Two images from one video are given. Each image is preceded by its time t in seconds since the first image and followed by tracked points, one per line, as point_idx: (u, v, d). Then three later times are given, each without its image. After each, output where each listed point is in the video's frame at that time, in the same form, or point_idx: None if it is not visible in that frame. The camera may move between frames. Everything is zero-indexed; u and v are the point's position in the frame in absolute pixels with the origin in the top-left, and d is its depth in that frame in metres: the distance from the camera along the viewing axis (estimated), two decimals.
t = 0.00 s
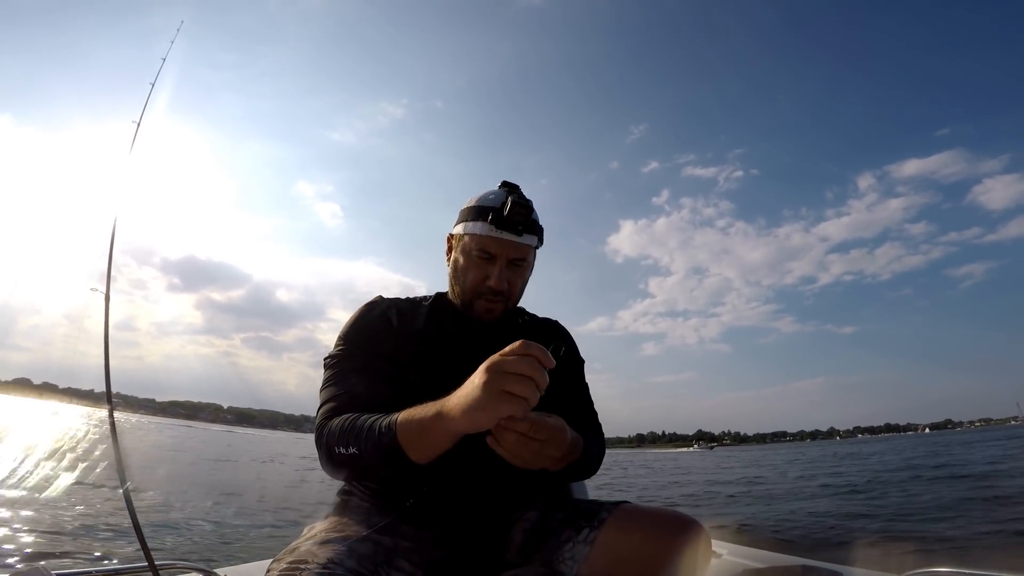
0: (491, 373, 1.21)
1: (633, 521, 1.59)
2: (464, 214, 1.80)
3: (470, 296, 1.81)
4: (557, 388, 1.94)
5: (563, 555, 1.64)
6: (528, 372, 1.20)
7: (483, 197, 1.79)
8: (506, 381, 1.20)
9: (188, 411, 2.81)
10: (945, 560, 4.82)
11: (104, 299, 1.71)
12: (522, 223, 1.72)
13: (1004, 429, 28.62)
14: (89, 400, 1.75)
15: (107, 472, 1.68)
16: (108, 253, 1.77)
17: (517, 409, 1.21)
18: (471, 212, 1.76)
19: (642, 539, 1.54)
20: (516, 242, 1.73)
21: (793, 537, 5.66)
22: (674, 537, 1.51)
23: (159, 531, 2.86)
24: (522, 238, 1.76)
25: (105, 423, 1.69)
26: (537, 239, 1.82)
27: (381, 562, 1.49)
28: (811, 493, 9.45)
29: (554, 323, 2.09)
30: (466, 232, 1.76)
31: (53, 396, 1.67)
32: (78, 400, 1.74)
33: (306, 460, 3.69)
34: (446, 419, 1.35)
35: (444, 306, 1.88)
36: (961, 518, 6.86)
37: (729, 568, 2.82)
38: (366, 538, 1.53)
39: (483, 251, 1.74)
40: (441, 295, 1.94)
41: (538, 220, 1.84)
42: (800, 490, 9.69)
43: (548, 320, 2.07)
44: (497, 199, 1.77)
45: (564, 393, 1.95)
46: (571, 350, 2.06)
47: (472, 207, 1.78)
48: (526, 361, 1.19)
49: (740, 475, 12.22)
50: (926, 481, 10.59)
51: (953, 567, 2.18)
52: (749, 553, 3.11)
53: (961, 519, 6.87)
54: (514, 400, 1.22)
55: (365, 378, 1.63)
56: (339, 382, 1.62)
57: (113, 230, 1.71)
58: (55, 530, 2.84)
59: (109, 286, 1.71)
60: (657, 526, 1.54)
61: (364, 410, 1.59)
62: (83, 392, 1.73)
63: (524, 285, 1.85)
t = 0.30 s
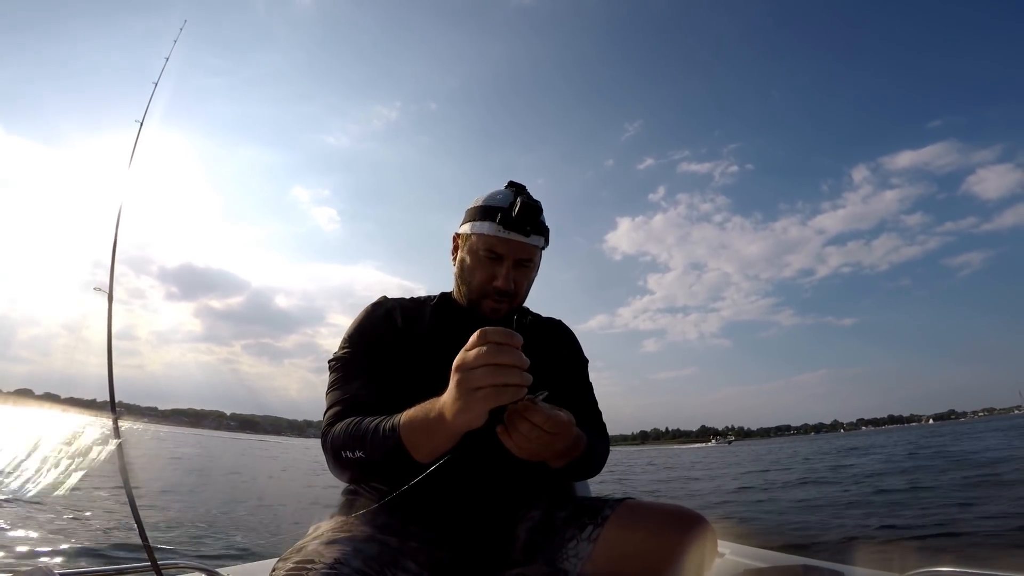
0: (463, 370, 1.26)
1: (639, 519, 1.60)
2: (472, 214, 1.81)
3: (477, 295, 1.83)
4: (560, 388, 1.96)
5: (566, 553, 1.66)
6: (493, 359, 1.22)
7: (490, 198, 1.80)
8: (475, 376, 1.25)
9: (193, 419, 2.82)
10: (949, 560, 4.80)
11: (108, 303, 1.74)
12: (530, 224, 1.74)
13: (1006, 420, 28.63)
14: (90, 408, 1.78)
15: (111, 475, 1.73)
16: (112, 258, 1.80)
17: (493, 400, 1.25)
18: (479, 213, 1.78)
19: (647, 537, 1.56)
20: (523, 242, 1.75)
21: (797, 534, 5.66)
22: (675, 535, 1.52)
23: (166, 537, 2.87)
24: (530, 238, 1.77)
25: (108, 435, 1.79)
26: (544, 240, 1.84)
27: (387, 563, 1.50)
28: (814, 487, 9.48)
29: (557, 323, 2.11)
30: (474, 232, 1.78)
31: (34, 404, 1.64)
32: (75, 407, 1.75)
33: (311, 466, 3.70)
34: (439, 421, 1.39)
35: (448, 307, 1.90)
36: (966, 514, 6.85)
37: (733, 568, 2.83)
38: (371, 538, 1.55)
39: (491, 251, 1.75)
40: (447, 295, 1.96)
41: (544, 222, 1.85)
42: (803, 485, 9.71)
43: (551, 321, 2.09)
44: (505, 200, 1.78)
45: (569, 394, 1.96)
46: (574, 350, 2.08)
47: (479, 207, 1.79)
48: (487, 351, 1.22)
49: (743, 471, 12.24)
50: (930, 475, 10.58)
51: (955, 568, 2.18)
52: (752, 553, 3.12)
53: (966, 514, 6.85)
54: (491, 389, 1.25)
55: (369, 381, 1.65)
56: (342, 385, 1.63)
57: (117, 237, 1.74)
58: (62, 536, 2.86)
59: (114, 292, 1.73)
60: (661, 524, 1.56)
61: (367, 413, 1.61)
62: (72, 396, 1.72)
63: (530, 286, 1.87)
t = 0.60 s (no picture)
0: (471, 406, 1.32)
1: (641, 520, 1.60)
2: (479, 217, 1.80)
3: (483, 300, 1.83)
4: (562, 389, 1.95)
5: (565, 553, 1.66)
6: (505, 406, 1.29)
7: (498, 202, 1.79)
8: (483, 415, 1.31)
9: (191, 420, 2.80)
10: (949, 560, 4.78)
11: (106, 304, 1.73)
12: (540, 231, 1.73)
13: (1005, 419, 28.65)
14: (89, 408, 1.76)
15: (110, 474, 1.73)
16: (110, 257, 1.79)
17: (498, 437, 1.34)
18: (487, 216, 1.76)
19: (647, 538, 1.55)
20: (533, 249, 1.74)
21: (796, 534, 5.64)
22: (674, 534, 1.53)
23: (165, 537, 2.87)
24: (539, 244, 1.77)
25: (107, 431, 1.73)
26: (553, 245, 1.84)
27: (388, 563, 1.50)
28: (813, 488, 9.48)
29: (560, 323, 2.10)
30: (481, 237, 1.76)
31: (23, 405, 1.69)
32: (70, 408, 1.72)
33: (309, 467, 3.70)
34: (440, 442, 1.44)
35: (451, 308, 1.90)
36: (965, 514, 6.83)
37: (733, 568, 2.83)
38: (372, 538, 1.54)
39: (500, 257, 1.75)
40: (450, 297, 1.95)
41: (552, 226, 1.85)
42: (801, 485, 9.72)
43: (554, 323, 2.09)
44: (514, 205, 1.77)
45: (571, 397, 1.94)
46: (577, 350, 2.07)
47: (487, 211, 1.77)
48: (501, 398, 1.28)
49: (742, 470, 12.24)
50: (930, 475, 10.56)
51: (955, 568, 2.16)
52: (752, 553, 3.12)
53: (965, 514, 6.84)
54: (498, 428, 1.32)
55: (369, 387, 1.64)
56: (342, 390, 1.63)
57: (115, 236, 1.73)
58: (61, 535, 2.85)
59: (111, 291, 1.73)
60: (662, 524, 1.55)
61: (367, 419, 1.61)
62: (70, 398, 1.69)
63: (537, 290, 1.87)
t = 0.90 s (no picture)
0: (489, 407, 1.30)
1: (638, 520, 1.57)
2: (492, 219, 1.77)
3: (492, 304, 1.81)
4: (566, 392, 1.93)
5: (563, 555, 1.63)
6: (524, 408, 1.27)
7: (513, 206, 1.76)
8: (502, 415, 1.29)
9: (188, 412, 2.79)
10: (945, 560, 4.79)
11: (104, 297, 1.71)
12: (555, 238, 1.71)
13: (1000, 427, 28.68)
14: (86, 401, 1.74)
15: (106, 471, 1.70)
16: (109, 251, 1.77)
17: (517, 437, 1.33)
18: (500, 219, 1.73)
19: (646, 539, 1.53)
20: (546, 255, 1.72)
21: (792, 535, 5.64)
22: (675, 535, 1.51)
23: (161, 529, 2.85)
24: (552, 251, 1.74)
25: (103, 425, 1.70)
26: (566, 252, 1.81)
27: (386, 565, 1.47)
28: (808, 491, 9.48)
29: (565, 327, 2.09)
30: (494, 241, 1.73)
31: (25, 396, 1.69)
32: (66, 400, 1.70)
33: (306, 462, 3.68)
34: (457, 447, 1.42)
35: (458, 309, 1.87)
36: (960, 517, 6.85)
37: (730, 568, 2.81)
38: (371, 539, 1.52)
39: (512, 262, 1.72)
40: (457, 299, 1.92)
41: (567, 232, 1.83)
42: (796, 488, 9.72)
43: (558, 325, 2.07)
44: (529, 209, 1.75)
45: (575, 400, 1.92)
46: (581, 353, 2.05)
47: (501, 214, 1.74)
48: (519, 399, 1.26)
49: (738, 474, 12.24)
50: (925, 479, 10.58)
51: (955, 567, 2.15)
52: (751, 553, 3.10)
53: (960, 517, 6.85)
54: (516, 428, 1.31)
55: (377, 389, 1.62)
56: (348, 391, 1.60)
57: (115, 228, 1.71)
58: (55, 528, 2.83)
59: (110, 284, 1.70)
60: (661, 525, 1.53)
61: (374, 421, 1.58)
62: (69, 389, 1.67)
63: (546, 295, 1.85)
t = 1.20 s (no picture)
0: (487, 414, 1.28)
1: (633, 519, 1.55)
2: (490, 221, 1.75)
3: (488, 307, 1.78)
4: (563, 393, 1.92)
5: (560, 554, 1.62)
6: (523, 415, 1.25)
7: (511, 207, 1.74)
8: (500, 423, 1.27)
9: (185, 408, 2.77)
10: (943, 561, 4.78)
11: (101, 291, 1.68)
12: (553, 241, 1.69)
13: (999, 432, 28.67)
14: (83, 395, 1.71)
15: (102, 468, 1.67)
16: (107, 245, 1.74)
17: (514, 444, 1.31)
18: (498, 221, 1.71)
19: (640, 538, 1.51)
20: (544, 258, 1.69)
21: (790, 536, 5.63)
22: (669, 534, 1.48)
23: (157, 525, 2.84)
24: (550, 253, 1.72)
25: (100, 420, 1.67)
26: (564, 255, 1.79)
27: (381, 564, 1.46)
28: (806, 493, 9.47)
29: (562, 328, 2.07)
30: (491, 243, 1.71)
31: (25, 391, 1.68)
32: (64, 394, 1.68)
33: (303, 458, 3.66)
34: (453, 448, 1.40)
35: (454, 310, 1.85)
36: (957, 520, 6.84)
37: (728, 568, 2.79)
38: (366, 538, 1.50)
39: (509, 264, 1.70)
40: (453, 301, 1.90)
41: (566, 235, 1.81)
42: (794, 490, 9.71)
43: (556, 326, 2.05)
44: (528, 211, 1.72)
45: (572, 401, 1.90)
46: (578, 354, 2.03)
47: (499, 216, 1.72)
48: (517, 407, 1.25)
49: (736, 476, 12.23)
50: (923, 482, 10.57)
51: (955, 568, 2.13)
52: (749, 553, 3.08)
53: (957, 520, 6.84)
54: (514, 435, 1.29)
55: (372, 390, 1.60)
56: (344, 392, 1.59)
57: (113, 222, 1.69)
58: (52, 522, 2.82)
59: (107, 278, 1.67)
60: (656, 524, 1.51)
61: (369, 422, 1.57)
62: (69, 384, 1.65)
63: (544, 298, 1.83)
